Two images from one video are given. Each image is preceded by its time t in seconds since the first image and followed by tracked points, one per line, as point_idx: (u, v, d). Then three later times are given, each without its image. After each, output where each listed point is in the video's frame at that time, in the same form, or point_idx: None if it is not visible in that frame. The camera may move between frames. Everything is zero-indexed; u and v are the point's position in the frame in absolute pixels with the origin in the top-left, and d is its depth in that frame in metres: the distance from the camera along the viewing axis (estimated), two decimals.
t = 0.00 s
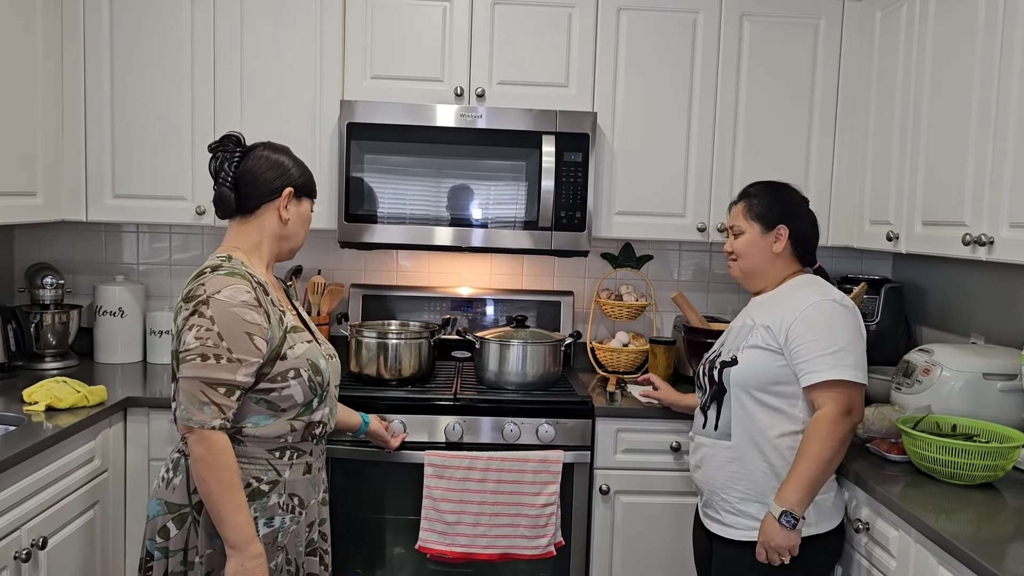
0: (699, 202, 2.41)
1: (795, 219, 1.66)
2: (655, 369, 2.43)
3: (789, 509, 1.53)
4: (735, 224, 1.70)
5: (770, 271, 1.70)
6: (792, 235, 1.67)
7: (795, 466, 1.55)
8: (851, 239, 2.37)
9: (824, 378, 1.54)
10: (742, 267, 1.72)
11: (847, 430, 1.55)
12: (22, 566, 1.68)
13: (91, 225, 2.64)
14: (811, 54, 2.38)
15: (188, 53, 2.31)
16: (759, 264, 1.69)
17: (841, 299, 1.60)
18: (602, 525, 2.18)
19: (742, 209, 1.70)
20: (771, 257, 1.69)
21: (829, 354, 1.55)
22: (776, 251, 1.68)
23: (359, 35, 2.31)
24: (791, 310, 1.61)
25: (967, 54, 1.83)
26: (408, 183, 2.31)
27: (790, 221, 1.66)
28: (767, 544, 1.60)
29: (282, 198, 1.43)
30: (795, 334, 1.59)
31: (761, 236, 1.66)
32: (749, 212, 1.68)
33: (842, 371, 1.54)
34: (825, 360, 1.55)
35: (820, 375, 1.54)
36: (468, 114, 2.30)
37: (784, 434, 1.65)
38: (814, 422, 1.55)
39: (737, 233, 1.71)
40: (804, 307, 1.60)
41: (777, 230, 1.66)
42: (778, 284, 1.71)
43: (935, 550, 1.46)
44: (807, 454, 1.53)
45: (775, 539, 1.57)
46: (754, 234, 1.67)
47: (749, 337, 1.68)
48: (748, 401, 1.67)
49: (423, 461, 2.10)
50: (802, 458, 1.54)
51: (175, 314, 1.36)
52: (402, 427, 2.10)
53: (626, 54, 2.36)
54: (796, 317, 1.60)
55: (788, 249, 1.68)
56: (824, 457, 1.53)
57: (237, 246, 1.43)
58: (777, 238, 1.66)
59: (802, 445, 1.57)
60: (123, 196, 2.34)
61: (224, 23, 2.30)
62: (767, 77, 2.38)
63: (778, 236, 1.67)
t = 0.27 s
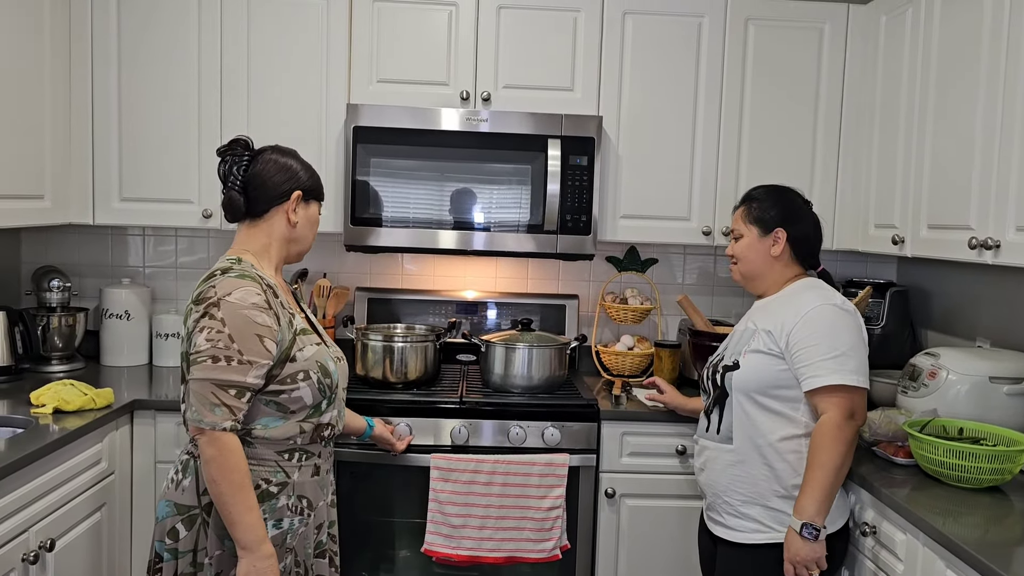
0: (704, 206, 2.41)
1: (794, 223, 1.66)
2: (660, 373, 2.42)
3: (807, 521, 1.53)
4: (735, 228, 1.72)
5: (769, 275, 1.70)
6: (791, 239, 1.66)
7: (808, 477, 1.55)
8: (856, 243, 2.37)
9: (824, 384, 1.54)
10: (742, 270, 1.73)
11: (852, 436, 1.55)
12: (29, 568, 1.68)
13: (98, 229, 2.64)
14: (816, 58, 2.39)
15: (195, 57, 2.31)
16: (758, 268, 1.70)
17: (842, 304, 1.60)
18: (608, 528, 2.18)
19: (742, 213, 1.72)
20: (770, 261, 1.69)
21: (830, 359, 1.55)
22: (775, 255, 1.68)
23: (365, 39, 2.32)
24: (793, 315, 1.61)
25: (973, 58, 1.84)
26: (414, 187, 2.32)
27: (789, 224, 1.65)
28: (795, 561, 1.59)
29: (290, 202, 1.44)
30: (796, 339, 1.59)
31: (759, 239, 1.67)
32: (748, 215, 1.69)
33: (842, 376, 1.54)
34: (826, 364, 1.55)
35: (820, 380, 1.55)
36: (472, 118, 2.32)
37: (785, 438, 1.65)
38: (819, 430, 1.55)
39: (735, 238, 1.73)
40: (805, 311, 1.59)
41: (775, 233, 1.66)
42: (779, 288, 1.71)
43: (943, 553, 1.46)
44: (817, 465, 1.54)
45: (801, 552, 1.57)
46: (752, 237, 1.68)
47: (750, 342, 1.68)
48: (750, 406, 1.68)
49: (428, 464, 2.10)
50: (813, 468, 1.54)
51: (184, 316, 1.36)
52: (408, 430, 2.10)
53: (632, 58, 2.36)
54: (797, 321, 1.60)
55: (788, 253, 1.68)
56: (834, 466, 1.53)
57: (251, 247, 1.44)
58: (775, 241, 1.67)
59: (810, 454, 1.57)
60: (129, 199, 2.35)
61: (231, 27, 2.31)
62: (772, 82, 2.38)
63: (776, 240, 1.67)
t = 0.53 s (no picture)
0: (708, 211, 2.41)
1: (792, 228, 1.66)
2: (664, 377, 2.43)
3: (806, 525, 1.53)
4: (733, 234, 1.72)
5: (768, 280, 1.70)
6: (788, 243, 1.66)
7: (807, 481, 1.55)
8: (860, 248, 2.37)
9: (824, 390, 1.54)
10: (740, 276, 1.73)
11: (851, 441, 1.55)
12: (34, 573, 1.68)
13: (102, 234, 2.65)
14: (820, 63, 2.39)
15: (200, 62, 2.32)
16: (756, 273, 1.70)
17: (842, 309, 1.60)
18: (611, 533, 2.17)
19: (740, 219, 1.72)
20: (768, 266, 1.69)
21: (830, 364, 1.55)
22: (772, 259, 1.68)
23: (370, 45, 2.32)
24: (793, 321, 1.61)
25: (977, 64, 1.84)
26: (417, 192, 2.32)
27: (786, 229, 1.65)
28: (793, 564, 1.59)
29: (294, 208, 1.44)
30: (797, 344, 1.59)
31: (756, 244, 1.67)
32: (745, 221, 1.69)
33: (842, 381, 1.54)
34: (826, 370, 1.54)
35: (820, 386, 1.54)
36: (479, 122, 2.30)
37: (785, 444, 1.65)
38: (819, 434, 1.55)
39: (733, 244, 1.73)
40: (805, 317, 1.59)
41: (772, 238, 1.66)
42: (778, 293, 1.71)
43: (949, 559, 1.46)
44: (817, 469, 1.54)
45: (799, 556, 1.56)
46: (749, 242, 1.68)
47: (751, 347, 1.68)
48: (751, 412, 1.68)
49: (432, 469, 2.10)
50: (813, 473, 1.54)
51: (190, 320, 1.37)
52: (412, 435, 2.10)
53: (636, 63, 2.36)
54: (797, 326, 1.60)
55: (786, 257, 1.68)
56: (833, 471, 1.53)
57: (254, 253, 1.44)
58: (772, 246, 1.67)
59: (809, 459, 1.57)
60: (134, 204, 2.35)
61: (236, 33, 2.31)
62: (776, 87, 2.39)
63: (774, 244, 1.67)
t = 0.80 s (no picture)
0: (710, 215, 2.41)
1: (790, 232, 1.66)
2: (667, 383, 2.42)
3: (790, 528, 1.53)
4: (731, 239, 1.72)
5: (766, 285, 1.70)
6: (787, 248, 1.66)
7: (797, 485, 1.55)
8: (862, 252, 2.37)
9: (822, 396, 1.54)
10: (739, 281, 1.73)
11: (846, 448, 1.55)
12: None
13: (105, 240, 2.65)
14: (821, 67, 2.39)
15: (201, 69, 2.32)
16: (755, 278, 1.69)
17: (840, 315, 1.59)
18: (615, 539, 2.17)
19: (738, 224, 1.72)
20: (767, 271, 1.69)
21: (828, 370, 1.54)
22: (771, 264, 1.68)
23: (372, 51, 2.33)
24: (791, 327, 1.61)
25: (979, 67, 1.84)
26: (419, 198, 2.32)
27: (785, 234, 1.65)
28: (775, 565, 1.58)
29: (297, 215, 1.44)
30: (795, 350, 1.58)
31: (755, 249, 1.67)
32: (744, 226, 1.69)
33: (840, 387, 1.53)
34: (824, 376, 1.54)
35: (818, 393, 1.54)
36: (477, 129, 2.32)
37: (786, 450, 1.64)
38: (814, 439, 1.55)
39: (732, 249, 1.72)
40: (802, 323, 1.59)
41: (771, 243, 1.66)
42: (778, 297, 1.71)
43: (955, 564, 1.45)
44: (810, 473, 1.53)
45: (782, 558, 1.56)
46: (748, 247, 1.68)
47: (750, 354, 1.67)
48: (750, 419, 1.68)
49: (435, 475, 2.09)
50: (804, 477, 1.54)
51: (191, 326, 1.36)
52: (415, 441, 2.10)
53: (637, 68, 2.37)
54: (795, 333, 1.59)
55: (785, 262, 1.68)
56: (825, 476, 1.53)
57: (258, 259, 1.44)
58: (771, 251, 1.66)
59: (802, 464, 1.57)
60: (137, 211, 2.35)
61: (238, 40, 2.31)
62: (777, 91, 2.39)
63: (772, 249, 1.67)
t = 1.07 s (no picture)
0: (711, 219, 2.41)
1: (790, 236, 1.65)
2: (668, 387, 2.41)
3: (795, 533, 1.52)
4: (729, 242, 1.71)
5: (765, 289, 1.70)
6: (786, 252, 1.66)
7: (800, 490, 1.54)
8: (864, 255, 2.36)
9: (821, 401, 1.53)
10: (738, 284, 1.72)
11: (847, 451, 1.54)
12: None
13: (105, 248, 2.65)
14: (821, 70, 2.39)
15: (201, 75, 2.32)
16: (754, 282, 1.69)
17: (839, 319, 1.58)
18: (617, 544, 2.16)
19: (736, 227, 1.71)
20: (766, 274, 1.68)
21: (827, 374, 1.53)
22: (770, 268, 1.67)
23: (371, 56, 2.33)
24: (790, 331, 1.60)
25: (978, 68, 1.84)
26: (420, 203, 2.32)
27: (784, 238, 1.65)
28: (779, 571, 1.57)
29: (299, 224, 1.43)
30: (794, 355, 1.58)
31: (754, 253, 1.66)
32: (743, 229, 1.68)
33: (839, 391, 1.52)
34: (823, 380, 1.53)
35: (818, 397, 1.53)
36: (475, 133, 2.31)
37: (788, 454, 1.63)
38: (815, 443, 1.54)
39: (731, 252, 1.72)
40: (802, 327, 1.58)
41: (769, 247, 1.66)
42: (777, 301, 1.70)
43: (959, 568, 1.44)
44: (810, 478, 1.52)
45: (787, 564, 1.55)
46: (747, 251, 1.68)
47: (749, 359, 1.67)
48: (751, 424, 1.67)
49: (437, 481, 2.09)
50: (806, 482, 1.53)
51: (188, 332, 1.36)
52: (416, 447, 2.10)
53: (637, 72, 2.36)
54: (795, 337, 1.59)
55: (784, 266, 1.68)
56: (826, 480, 1.52)
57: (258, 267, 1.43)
58: (770, 254, 1.66)
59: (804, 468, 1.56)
60: (137, 218, 2.35)
61: (237, 46, 2.32)
62: (777, 94, 2.38)
63: (771, 253, 1.66)
